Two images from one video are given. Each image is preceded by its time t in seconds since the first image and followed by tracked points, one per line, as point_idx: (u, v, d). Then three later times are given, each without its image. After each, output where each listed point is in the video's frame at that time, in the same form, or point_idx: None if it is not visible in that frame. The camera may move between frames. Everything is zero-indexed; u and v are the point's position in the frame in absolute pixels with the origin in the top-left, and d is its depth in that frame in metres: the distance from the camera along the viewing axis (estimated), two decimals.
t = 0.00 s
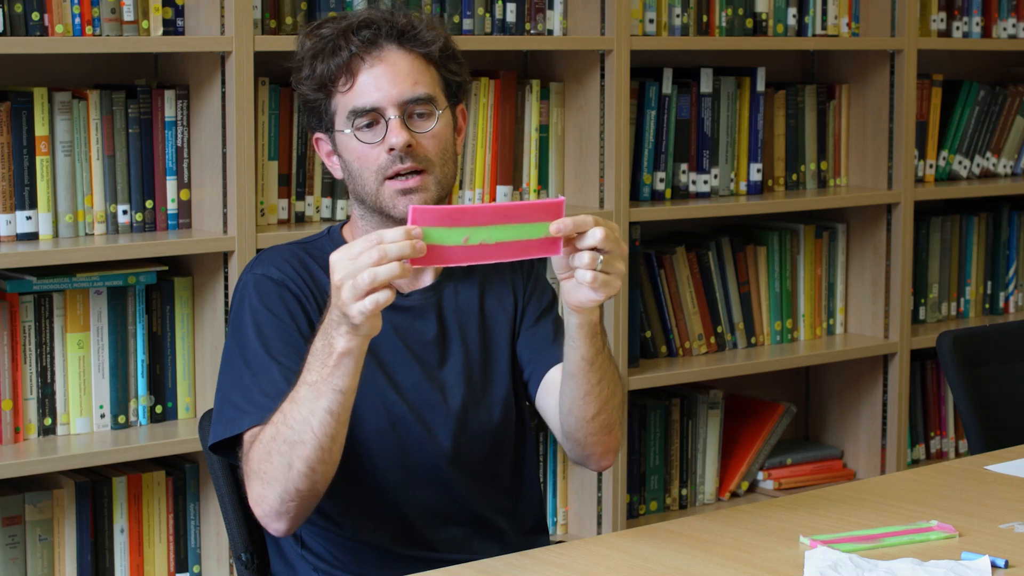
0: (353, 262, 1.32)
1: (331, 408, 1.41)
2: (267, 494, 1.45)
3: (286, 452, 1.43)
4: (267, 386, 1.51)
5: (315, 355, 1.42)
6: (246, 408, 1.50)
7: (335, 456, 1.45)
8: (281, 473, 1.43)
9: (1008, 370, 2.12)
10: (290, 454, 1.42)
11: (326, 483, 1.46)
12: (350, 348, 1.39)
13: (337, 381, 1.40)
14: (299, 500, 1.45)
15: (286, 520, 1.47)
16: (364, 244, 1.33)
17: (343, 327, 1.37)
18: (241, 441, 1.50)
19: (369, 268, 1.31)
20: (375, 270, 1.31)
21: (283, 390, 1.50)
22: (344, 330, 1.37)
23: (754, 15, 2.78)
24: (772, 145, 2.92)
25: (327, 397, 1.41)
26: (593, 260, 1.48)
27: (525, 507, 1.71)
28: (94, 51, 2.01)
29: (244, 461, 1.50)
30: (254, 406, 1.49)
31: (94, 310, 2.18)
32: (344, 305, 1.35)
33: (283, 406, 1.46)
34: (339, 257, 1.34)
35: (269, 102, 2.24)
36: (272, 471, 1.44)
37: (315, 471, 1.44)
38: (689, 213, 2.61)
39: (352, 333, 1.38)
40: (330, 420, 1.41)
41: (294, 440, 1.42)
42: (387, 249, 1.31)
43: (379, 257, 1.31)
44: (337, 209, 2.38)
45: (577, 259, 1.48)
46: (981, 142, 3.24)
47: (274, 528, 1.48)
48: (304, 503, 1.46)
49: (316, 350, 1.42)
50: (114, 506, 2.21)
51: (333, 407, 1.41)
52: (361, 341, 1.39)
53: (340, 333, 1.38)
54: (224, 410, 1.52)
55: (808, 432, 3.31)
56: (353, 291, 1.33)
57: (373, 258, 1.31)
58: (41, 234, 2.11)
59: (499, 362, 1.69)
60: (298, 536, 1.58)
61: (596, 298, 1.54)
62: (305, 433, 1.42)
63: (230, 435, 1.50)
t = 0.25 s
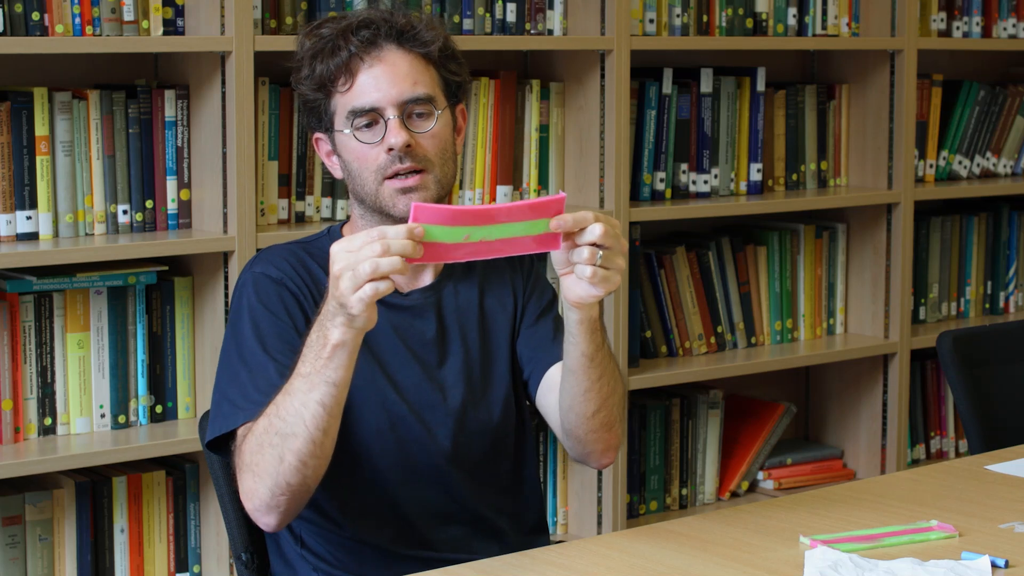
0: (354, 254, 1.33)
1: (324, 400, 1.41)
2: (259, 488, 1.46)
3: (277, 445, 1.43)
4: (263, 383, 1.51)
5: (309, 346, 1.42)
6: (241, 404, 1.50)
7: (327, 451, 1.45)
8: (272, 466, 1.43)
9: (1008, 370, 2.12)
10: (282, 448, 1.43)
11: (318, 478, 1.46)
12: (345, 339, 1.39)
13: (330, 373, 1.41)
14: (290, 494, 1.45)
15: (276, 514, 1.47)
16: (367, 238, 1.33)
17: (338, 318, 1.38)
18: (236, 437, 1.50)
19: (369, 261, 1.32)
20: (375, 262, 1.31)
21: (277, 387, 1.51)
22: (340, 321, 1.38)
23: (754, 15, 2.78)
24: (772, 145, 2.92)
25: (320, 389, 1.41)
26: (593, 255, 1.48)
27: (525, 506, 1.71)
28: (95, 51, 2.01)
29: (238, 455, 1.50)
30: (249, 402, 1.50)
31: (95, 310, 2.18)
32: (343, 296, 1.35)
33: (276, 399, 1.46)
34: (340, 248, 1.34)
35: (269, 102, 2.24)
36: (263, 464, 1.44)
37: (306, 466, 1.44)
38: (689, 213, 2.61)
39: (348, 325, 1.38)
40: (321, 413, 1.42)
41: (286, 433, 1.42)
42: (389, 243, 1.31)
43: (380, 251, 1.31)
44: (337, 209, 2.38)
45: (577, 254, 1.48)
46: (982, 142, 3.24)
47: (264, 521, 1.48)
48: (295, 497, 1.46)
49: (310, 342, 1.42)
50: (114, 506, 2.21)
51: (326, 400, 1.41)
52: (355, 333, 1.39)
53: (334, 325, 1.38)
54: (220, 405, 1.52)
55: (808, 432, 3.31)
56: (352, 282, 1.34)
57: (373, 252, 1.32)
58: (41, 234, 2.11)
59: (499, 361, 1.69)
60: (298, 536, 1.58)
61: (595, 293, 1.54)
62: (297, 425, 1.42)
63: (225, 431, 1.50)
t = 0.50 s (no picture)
0: (351, 258, 1.33)
1: (327, 403, 1.41)
2: (259, 487, 1.45)
3: (279, 446, 1.43)
4: (264, 381, 1.51)
5: (311, 349, 1.42)
6: (242, 402, 1.50)
7: (328, 452, 1.45)
8: (273, 467, 1.43)
9: (1008, 370, 2.12)
10: (283, 449, 1.42)
11: (318, 479, 1.46)
12: (347, 343, 1.39)
13: (333, 376, 1.40)
14: (291, 495, 1.45)
15: (277, 513, 1.47)
16: (363, 242, 1.33)
17: (341, 322, 1.37)
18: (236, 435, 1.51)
19: (366, 266, 1.31)
20: (372, 266, 1.31)
21: (278, 385, 1.51)
22: (343, 325, 1.37)
23: (754, 15, 2.78)
24: (772, 145, 2.92)
25: (323, 392, 1.41)
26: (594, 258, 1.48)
27: (525, 506, 1.71)
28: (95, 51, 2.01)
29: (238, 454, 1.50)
30: (250, 401, 1.50)
31: (95, 310, 2.18)
32: (343, 300, 1.35)
33: (278, 400, 1.46)
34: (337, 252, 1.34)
35: (269, 102, 2.24)
36: (264, 464, 1.44)
37: (307, 466, 1.43)
38: (689, 213, 2.61)
39: (351, 328, 1.38)
40: (324, 415, 1.42)
41: (288, 434, 1.42)
42: (385, 247, 1.31)
43: (376, 256, 1.31)
44: (337, 209, 2.38)
45: (578, 255, 1.49)
46: (982, 142, 3.24)
47: (264, 520, 1.48)
48: (295, 497, 1.46)
49: (312, 344, 1.41)
50: (114, 506, 2.21)
51: (328, 403, 1.41)
52: (358, 337, 1.39)
53: (337, 328, 1.38)
54: (221, 404, 1.52)
55: (808, 432, 3.31)
56: (352, 286, 1.33)
57: (370, 257, 1.31)
58: (41, 234, 2.11)
59: (498, 362, 1.69)
60: (298, 536, 1.58)
61: (594, 295, 1.54)
62: (299, 427, 1.42)
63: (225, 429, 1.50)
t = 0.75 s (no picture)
0: (342, 262, 1.32)
1: (317, 407, 1.41)
2: (253, 489, 1.46)
3: (271, 448, 1.43)
4: (262, 382, 1.51)
5: (302, 353, 1.42)
6: (240, 403, 1.50)
7: (321, 455, 1.45)
8: (266, 468, 1.44)
9: (1008, 370, 2.12)
10: (275, 451, 1.43)
11: (311, 482, 1.47)
12: (336, 347, 1.38)
13: (324, 379, 1.40)
14: (283, 497, 1.45)
15: (270, 515, 1.47)
16: (355, 246, 1.32)
17: (330, 326, 1.37)
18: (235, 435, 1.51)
19: (356, 269, 1.31)
20: (363, 271, 1.30)
21: (276, 386, 1.51)
22: (332, 329, 1.37)
23: (754, 15, 2.78)
24: (772, 145, 2.92)
25: (313, 396, 1.41)
26: (600, 262, 1.47)
27: (526, 506, 1.71)
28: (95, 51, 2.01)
29: (234, 455, 1.50)
30: (248, 401, 1.50)
31: (94, 310, 2.18)
32: (332, 303, 1.34)
33: (271, 402, 1.46)
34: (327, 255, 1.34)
35: (269, 102, 2.24)
36: (257, 466, 1.44)
37: (299, 468, 1.44)
38: (689, 213, 2.61)
39: (341, 332, 1.37)
40: (315, 419, 1.42)
41: (280, 436, 1.43)
42: (376, 251, 1.31)
43: (366, 260, 1.31)
44: (337, 209, 2.38)
45: (583, 260, 1.48)
46: (982, 142, 3.24)
47: (259, 521, 1.49)
48: (288, 499, 1.46)
49: (304, 348, 1.42)
50: (114, 506, 2.21)
51: (319, 406, 1.41)
52: (348, 341, 1.38)
53: (327, 333, 1.38)
54: (220, 404, 1.53)
55: (808, 432, 3.31)
56: (341, 289, 1.33)
57: (360, 260, 1.31)
58: (41, 234, 2.11)
59: (499, 362, 1.68)
60: (299, 536, 1.58)
61: (598, 298, 1.53)
62: (290, 430, 1.42)
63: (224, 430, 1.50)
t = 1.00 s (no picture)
0: (360, 258, 1.32)
1: (334, 403, 1.41)
2: (267, 491, 1.45)
3: (287, 448, 1.43)
4: (266, 383, 1.51)
5: (317, 350, 1.42)
6: (245, 406, 1.50)
7: (337, 452, 1.45)
8: (281, 469, 1.43)
9: (1008, 370, 2.12)
10: (292, 450, 1.42)
11: (326, 481, 1.47)
12: (354, 343, 1.39)
13: (341, 376, 1.40)
14: (299, 497, 1.45)
15: (285, 516, 1.47)
16: (369, 240, 1.32)
17: (348, 322, 1.37)
18: (241, 439, 1.51)
19: (375, 265, 1.31)
20: (382, 266, 1.30)
21: (282, 390, 1.51)
22: (350, 324, 1.37)
23: (754, 15, 2.78)
24: (772, 146, 2.92)
25: (330, 392, 1.41)
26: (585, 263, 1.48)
27: (526, 507, 1.71)
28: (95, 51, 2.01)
29: (245, 458, 1.50)
30: (253, 404, 1.50)
31: (95, 310, 2.18)
32: (352, 300, 1.35)
33: (285, 401, 1.46)
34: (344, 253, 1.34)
35: (269, 102, 2.24)
36: (273, 467, 1.44)
37: (316, 468, 1.43)
38: (689, 213, 2.61)
39: (358, 328, 1.38)
40: (332, 416, 1.42)
41: (296, 436, 1.42)
42: (392, 246, 1.31)
43: (383, 255, 1.31)
44: (337, 209, 2.38)
45: (568, 260, 1.48)
46: (981, 142, 3.24)
47: (272, 524, 1.48)
48: (304, 500, 1.46)
49: (319, 345, 1.42)
50: (114, 506, 2.21)
51: (336, 403, 1.41)
52: (365, 336, 1.39)
53: (345, 328, 1.38)
54: (224, 407, 1.53)
55: (808, 432, 3.31)
56: (361, 286, 1.33)
57: (378, 256, 1.31)
58: (41, 234, 2.11)
59: (498, 362, 1.68)
60: (299, 536, 1.58)
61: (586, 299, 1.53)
62: (307, 429, 1.42)
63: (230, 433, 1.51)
